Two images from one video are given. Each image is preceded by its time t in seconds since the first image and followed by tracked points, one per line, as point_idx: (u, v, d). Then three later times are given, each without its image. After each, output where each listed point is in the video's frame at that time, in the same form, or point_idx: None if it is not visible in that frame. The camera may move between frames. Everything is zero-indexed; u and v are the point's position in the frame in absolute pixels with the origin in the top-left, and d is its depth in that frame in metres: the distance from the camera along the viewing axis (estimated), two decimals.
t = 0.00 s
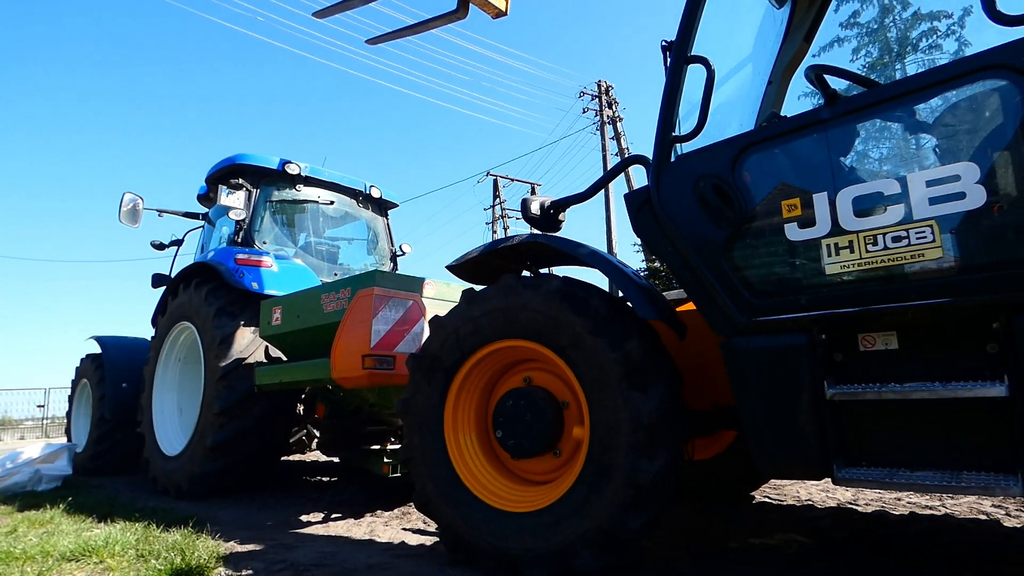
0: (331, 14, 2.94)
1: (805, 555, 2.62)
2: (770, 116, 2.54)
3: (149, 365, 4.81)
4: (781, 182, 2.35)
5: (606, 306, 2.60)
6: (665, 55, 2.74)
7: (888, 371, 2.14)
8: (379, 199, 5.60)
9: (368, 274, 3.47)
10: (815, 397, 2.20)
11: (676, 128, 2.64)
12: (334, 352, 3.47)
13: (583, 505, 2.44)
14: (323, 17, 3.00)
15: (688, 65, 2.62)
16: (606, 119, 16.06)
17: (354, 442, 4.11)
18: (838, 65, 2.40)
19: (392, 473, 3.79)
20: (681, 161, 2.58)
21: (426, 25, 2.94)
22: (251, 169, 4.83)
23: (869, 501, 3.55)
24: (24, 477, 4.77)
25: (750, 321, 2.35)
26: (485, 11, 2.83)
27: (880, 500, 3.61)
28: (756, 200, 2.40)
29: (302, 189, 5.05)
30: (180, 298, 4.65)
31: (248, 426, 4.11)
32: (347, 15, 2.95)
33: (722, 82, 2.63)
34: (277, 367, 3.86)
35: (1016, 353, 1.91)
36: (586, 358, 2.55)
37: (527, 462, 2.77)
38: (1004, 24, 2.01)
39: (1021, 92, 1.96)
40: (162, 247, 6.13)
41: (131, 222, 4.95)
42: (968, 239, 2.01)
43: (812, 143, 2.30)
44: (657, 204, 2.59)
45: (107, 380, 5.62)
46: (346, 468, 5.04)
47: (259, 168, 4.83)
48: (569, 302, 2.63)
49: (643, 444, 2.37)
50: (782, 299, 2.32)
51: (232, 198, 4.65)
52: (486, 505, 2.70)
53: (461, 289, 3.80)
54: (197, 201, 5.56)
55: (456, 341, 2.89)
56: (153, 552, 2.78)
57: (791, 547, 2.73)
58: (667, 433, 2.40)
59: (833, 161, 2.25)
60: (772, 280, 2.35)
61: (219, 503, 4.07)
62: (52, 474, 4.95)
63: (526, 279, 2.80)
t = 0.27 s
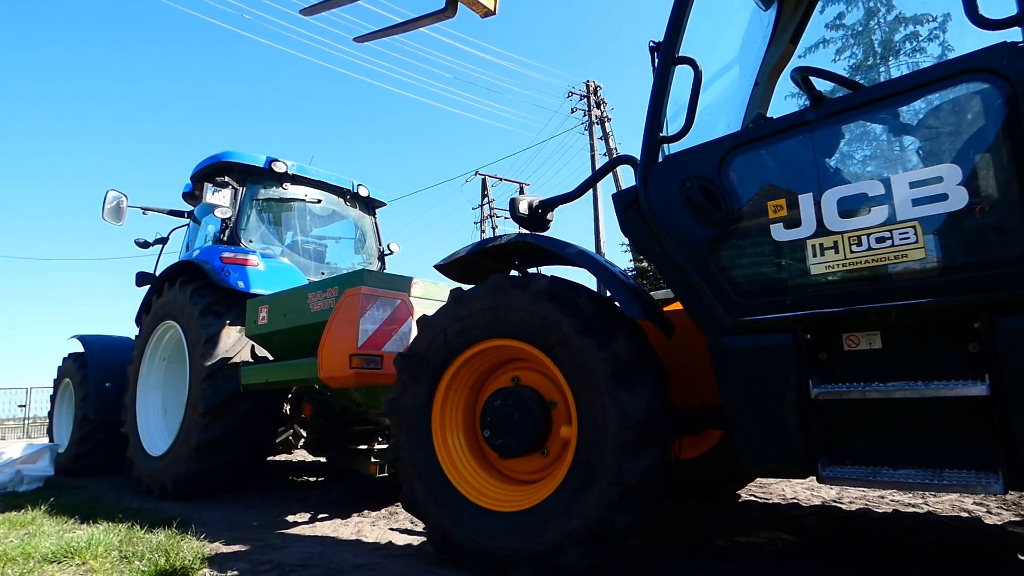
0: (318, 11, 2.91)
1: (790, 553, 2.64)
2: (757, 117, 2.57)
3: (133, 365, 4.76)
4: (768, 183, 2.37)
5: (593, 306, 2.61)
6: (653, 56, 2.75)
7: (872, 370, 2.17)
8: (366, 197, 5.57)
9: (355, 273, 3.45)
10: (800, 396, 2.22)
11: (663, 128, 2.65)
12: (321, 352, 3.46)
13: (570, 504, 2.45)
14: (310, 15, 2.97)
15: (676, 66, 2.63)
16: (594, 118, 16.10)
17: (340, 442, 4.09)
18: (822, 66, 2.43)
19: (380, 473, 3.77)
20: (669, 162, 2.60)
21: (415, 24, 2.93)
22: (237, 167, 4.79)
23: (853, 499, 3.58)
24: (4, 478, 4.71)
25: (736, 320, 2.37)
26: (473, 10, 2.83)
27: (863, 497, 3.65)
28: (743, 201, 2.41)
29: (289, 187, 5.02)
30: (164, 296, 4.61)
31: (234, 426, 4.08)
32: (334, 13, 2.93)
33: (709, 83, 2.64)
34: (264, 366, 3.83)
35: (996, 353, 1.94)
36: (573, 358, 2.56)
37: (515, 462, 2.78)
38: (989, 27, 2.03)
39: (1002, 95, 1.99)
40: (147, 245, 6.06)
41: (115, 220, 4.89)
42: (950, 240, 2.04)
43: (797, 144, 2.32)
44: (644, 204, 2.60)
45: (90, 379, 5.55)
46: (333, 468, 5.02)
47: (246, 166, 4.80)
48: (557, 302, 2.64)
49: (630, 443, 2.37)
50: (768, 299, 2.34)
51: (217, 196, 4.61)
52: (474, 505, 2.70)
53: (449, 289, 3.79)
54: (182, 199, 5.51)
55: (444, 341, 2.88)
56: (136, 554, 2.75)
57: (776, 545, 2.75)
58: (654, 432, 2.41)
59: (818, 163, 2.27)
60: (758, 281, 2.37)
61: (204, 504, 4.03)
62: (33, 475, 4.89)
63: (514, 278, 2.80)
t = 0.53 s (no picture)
0: (319, 10, 2.92)
1: (790, 552, 2.64)
2: (756, 117, 2.57)
3: (134, 364, 4.75)
4: (768, 183, 2.37)
5: (594, 306, 2.61)
6: (654, 55, 2.75)
7: (872, 370, 2.17)
8: (367, 196, 5.57)
9: (356, 272, 3.45)
10: (801, 396, 2.22)
11: (664, 128, 2.65)
12: (321, 352, 3.46)
13: (570, 503, 2.45)
14: (311, 14, 2.97)
15: (677, 66, 2.63)
16: (595, 118, 16.10)
17: (341, 442, 4.09)
18: (822, 67, 2.44)
19: (380, 472, 3.77)
20: (669, 162, 2.60)
21: (416, 23, 2.93)
22: (238, 165, 4.78)
23: (853, 499, 3.59)
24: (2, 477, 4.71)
25: (737, 320, 2.37)
26: (475, 9, 2.84)
27: (864, 497, 3.65)
28: (743, 201, 2.42)
29: (290, 186, 5.02)
30: (164, 296, 4.61)
31: (233, 426, 4.08)
32: (335, 11, 2.94)
33: (710, 82, 2.64)
34: (264, 365, 3.83)
35: (996, 353, 1.94)
36: (574, 357, 2.56)
37: (515, 461, 2.78)
38: (989, 29, 2.03)
39: (1002, 97, 1.99)
40: (147, 244, 6.06)
41: (114, 219, 4.88)
42: (950, 241, 2.04)
43: (798, 144, 2.33)
44: (645, 204, 2.60)
45: (90, 378, 5.53)
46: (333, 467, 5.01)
47: (246, 165, 4.80)
48: (557, 301, 2.64)
49: (630, 442, 2.38)
50: (768, 299, 2.34)
51: (218, 195, 4.60)
52: (475, 504, 2.70)
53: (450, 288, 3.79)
54: (183, 198, 5.50)
55: (444, 340, 2.88)
56: (136, 553, 2.75)
57: (777, 545, 2.76)
58: (654, 432, 2.41)
59: (819, 163, 2.28)
60: (758, 281, 2.37)
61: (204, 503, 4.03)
62: (31, 475, 4.90)
63: (514, 278, 2.80)
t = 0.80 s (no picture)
0: (315, 9, 2.91)
1: (783, 552, 2.65)
2: (751, 118, 2.58)
3: (125, 364, 4.72)
4: (762, 184, 2.38)
5: (588, 306, 2.61)
6: (649, 56, 2.75)
7: (865, 370, 2.18)
8: (362, 196, 5.56)
9: (350, 272, 3.44)
10: (794, 396, 2.23)
11: (659, 129, 2.66)
12: (315, 351, 3.44)
13: (564, 503, 2.45)
14: (307, 12, 2.97)
15: (672, 67, 2.64)
16: (590, 118, 16.11)
17: (334, 442, 4.07)
18: (816, 70, 2.45)
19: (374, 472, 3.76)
20: (664, 162, 2.60)
21: (412, 22, 2.92)
22: (232, 164, 4.76)
23: (846, 498, 3.60)
24: None
25: (730, 320, 2.38)
26: (471, 9, 2.84)
27: (856, 496, 3.67)
28: (737, 202, 2.43)
29: (284, 185, 5.00)
30: (157, 295, 4.58)
31: (226, 426, 4.06)
32: (331, 10, 2.93)
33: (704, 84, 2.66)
34: (257, 365, 3.82)
35: (987, 353, 1.96)
36: (568, 357, 2.56)
37: (509, 461, 2.78)
38: (983, 32, 2.05)
39: (993, 100, 2.00)
40: (140, 243, 6.02)
41: (107, 218, 4.85)
42: (942, 242, 2.05)
43: (792, 145, 2.34)
44: (640, 204, 2.61)
45: (81, 378, 5.49)
46: (327, 467, 4.99)
47: (240, 164, 4.77)
48: (552, 301, 2.64)
49: (624, 442, 2.38)
50: (762, 299, 2.35)
51: (211, 194, 4.58)
52: (469, 504, 2.69)
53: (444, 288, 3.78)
54: (176, 196, 5.47)
55: (439, 340, 2.88)
56: (127, 555, 2.73)
57: (770, 544, 2.76)
58: (648, 431, 2.41)
59: (813, 164, 2.29)
60: (752, 281, 2.38)
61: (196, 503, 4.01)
62: (22, 475, 4.85)
63: (509, 277, 2.80)
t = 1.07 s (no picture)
0: (305, 6, 2.90)
1: (771, 550, 2.67)
2: (739, 120, 2.59)
3: (111, 363, 4.68)
4: (751, 185, 2.40)
5: (577, 306, 2.61)
6: (639, 57, 2.76)
7: (852, 370, 2.20)
8: (351, 195, 5.53)
9: (339, 271, 3.43)
10: (781, 396, 2.24)
11: (648, 129, 2.67)
12: (303, 351, 3.43)
13: (553, 502, 2.45)
14: (296, 9, 2.95)
15: (662, 67, 2.65)
16: (580, 118, 16.14)
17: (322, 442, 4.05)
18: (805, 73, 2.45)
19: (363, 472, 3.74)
20: (653, 162, 2.62)
21: (402, 20, 2.94)
22: (219, 162, 4.72)
23: (833, 497, 3.64)
24: None
25: (718, 320, 2.39)
26: (462, 8, 2.84)
27: (842, 495, 3.71)
28: (726, 203, 2.44)
29: (273, 184, 4.97)
30: (143, 294, 4.53)
31: (213, 426, 4.02)
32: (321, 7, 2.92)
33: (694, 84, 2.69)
34: (245, 365, 3.79)
35: (971, 353, 1.98)
36: (557, 357, 2.56)
37: (498, 461, 2.77)
38: (966, 36, 2.08)
39: (977, 103, 2.03)
40: (126, 241, 5.96)
41: (92, 215, 4.80)
42: (927, 244, 2.08)
43: (780, 147, 2.35)
44: (629, 204, 2.61)
45: (65, 378, 5.43)
46: (316, 468, 4.97)
47: (228, 162, 4.74)
48: (541, 301, 2.64)
49: (613, 441, 2.38)
50: (750, 299, 2.36)
51: (199, 192, 4.54)
52: (458, 504, 2.69)
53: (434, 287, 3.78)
54: (163, 194, 5.42)
55: (428, 340, 2.87)
56: (112, 556, 2.70)
57: (758, 542, 2.78)
58: (637, 431, 2.42)
59: (800, 165, 2.31)
60: (740, 281, 2.39)
61: (182, 504, 3.97)
62: (5, 476, 4.79)
63: (498, 277, 2.79)
